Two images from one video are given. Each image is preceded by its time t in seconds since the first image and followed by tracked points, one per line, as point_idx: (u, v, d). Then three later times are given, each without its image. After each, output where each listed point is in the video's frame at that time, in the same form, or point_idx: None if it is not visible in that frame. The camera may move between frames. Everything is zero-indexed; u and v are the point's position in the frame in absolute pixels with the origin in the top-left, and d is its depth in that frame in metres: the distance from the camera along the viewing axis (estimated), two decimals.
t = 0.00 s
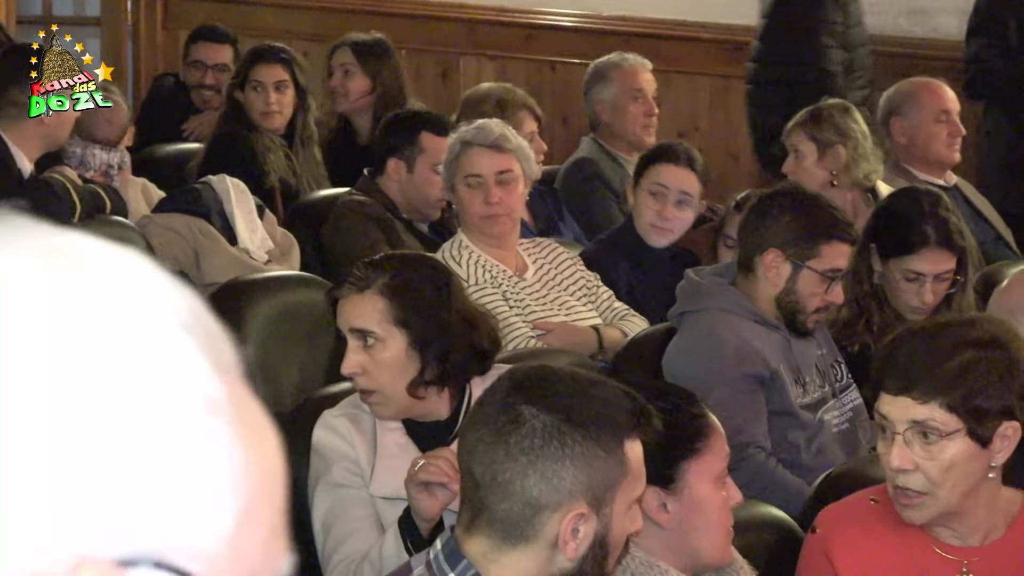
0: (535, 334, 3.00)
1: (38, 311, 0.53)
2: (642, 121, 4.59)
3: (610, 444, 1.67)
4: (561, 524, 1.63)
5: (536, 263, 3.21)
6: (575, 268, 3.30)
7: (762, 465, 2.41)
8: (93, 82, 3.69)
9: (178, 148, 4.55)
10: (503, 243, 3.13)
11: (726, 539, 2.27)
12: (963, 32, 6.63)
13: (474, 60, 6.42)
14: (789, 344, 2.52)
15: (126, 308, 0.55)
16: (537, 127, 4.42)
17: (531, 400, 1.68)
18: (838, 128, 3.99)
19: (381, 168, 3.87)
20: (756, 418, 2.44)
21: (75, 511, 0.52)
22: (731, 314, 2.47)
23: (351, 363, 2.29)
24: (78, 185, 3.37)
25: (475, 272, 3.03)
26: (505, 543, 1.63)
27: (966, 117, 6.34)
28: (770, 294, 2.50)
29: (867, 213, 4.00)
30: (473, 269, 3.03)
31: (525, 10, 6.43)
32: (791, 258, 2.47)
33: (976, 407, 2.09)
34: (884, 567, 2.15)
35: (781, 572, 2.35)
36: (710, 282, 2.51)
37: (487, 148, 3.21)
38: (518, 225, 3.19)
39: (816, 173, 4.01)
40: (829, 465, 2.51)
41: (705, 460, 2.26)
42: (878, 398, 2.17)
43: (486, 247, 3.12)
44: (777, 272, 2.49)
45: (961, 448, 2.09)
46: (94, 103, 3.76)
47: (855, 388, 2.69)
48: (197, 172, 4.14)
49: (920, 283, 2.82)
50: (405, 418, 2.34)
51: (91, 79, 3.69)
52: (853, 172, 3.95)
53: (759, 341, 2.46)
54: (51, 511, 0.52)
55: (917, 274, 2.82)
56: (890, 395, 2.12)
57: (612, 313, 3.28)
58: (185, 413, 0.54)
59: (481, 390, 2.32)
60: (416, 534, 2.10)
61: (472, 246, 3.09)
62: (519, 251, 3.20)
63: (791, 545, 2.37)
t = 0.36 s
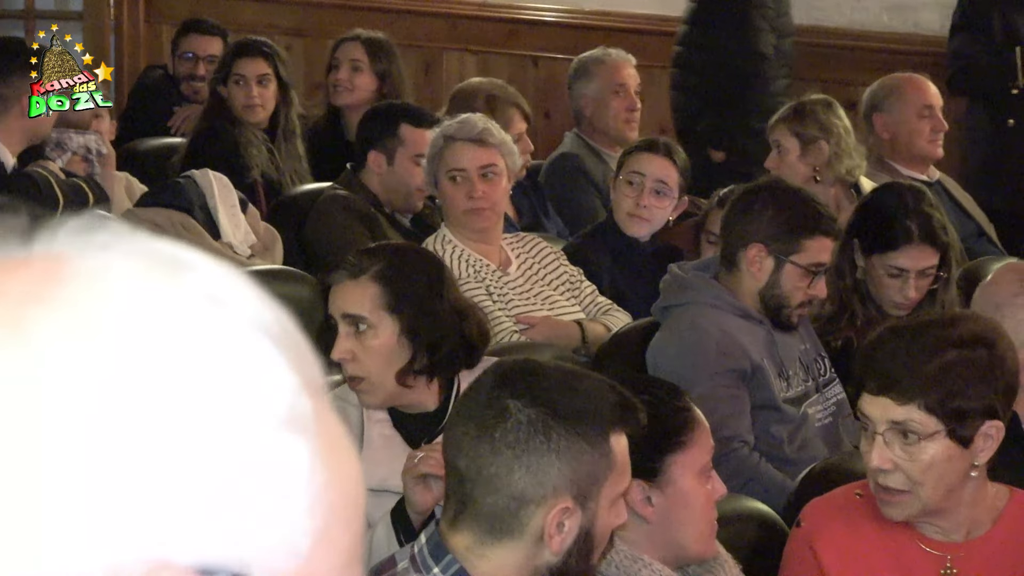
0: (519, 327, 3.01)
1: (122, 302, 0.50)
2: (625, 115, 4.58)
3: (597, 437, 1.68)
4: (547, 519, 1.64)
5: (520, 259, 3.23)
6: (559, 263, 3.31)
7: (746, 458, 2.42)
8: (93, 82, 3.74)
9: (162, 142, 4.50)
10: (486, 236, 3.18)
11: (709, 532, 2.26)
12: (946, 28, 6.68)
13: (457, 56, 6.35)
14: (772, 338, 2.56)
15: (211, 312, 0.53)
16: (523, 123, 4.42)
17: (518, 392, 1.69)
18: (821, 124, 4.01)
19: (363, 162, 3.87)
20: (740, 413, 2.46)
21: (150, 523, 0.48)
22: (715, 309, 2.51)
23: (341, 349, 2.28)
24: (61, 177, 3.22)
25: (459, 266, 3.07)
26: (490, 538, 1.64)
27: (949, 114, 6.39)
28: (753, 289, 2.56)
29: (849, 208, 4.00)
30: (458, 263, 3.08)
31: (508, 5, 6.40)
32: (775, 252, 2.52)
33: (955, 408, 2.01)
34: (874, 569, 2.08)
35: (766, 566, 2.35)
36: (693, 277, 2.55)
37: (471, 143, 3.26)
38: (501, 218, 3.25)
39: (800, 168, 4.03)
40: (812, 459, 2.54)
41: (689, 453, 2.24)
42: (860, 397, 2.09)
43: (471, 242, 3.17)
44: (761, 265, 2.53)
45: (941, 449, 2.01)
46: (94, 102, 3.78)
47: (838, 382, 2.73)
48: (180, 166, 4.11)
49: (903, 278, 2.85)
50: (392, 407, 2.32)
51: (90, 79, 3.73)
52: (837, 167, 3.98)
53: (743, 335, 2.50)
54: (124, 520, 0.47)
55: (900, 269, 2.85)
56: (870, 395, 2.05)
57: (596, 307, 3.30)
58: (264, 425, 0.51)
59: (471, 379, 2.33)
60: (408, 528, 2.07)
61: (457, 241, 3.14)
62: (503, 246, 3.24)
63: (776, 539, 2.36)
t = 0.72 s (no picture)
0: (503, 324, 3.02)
1: (111, 301, 0.52)
2: (611, 112, 4.59)
3: (580, 432, 1.68)
4: (531, 513, 1.64)
5: (505, 256, 3.23)
6: (545, 261, 3.30)
7: (730, 456, 2.44)
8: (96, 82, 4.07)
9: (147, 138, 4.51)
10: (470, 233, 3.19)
11: (696, 529, 2.25)
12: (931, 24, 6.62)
13: (440, 55, 6.42)
14: (757, 334, 2.57)
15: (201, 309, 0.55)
16: (508, 120, 4.43)
17: (501, 388, 1.68)
18: (804, 122, 4.02)
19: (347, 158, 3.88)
20: (724, 409, 2.47)
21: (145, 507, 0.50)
22: (699, 306, 2.52)
23: (398, 322, 2.29)
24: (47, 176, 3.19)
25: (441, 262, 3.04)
26: (475, 532, 1.63)
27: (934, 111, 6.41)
28: (738, 286, 2.57)
29: (833, 206, 3.99)
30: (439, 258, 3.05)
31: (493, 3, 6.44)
32: (759, 249, 2.53)
33: (941, 406, 2.00)
34: (858, 567, 2.05)
35: (750, 562, 2.34)
36: (677, 274, 2.57)
37: (454, 140, 3.27)
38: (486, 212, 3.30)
39: (784, 167, 4.04)
40: (797, 455, 2.55)
41: (675, 449, 2.23)
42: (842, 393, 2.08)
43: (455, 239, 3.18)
44: (745, 262, 2.55)
45: (925, 444, 2.01)
46: (95, 102, 3.91)
47: (823, 378, 2.75)
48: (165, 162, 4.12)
49: (887, 277, 2.87)
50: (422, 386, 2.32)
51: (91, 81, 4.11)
52: (821, 165, 3.97)
53: (728, 333, 2.50)
54: (119, 504, 0.49)
55: (885, 268, 2.86)
56: (853, 390, 2.04)
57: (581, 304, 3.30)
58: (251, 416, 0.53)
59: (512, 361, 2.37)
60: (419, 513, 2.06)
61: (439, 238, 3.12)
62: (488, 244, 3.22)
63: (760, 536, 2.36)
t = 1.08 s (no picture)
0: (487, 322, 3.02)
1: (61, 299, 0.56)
2: (597, 110, 4.60)
3: (565, 430, 1.68)
4: (517, 511, 1.64)
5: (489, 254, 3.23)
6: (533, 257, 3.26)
7: (713, 453, 2.45)
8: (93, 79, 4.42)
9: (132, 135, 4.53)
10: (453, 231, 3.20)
11: (680, 527, 2.25)
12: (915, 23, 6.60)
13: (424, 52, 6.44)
14: (742, 332, 2.57)
15: (150, 300, 0.58)
16: (493, 118, 4.43)
17: (486, 386, 1.67)
18: (788, 121, 4.03)
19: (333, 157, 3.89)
20: (708, 406, 2.48)
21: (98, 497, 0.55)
22: (683, 303, 2.52)
23: (513, 296, 2.43)
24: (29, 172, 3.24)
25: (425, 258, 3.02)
26: (460, 530, 1.63)
27: (918, 110, 6.43)
28: (723, 283, 2.58)
29: (817, 204, 4.01)
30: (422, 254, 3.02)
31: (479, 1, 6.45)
32: (743, 247, 2.54)
33: (928, 401, 2.00)
34: (841, 562, 2.05)
35: (734, 559, 2.36)
36: (662, 270, 2.58)
37: (438, 138, 3.28)
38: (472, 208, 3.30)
39: (768, 165, 4.05)
40: (781, 453, 2.57)
41: (660, 446, 2.23)
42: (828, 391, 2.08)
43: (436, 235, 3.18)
44: (730, 259, 2.56)
45: (911, 440, 2.00)
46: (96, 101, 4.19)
47: (807, 377, 2.74)
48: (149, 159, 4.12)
49: (871, 275, 2.88)
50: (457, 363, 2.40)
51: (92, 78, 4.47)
52: (805, 163, 3.97)
53: (712, 330, 2.51)
54: (71, 494, 0.54)
55: (870, 266, 2.88)
56: (838, 386, 2.04)
57: (567, 302, 3.31)
58: (195, 408, 0.57)
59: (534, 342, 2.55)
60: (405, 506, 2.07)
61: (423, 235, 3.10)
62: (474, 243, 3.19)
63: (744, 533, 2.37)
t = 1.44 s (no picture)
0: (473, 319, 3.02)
1: None
2: (583, 108, 4.61)
3: (549, 425, 1.69)
4: (501, 507, 1.64)
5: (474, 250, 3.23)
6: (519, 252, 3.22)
7: (697, 451, 2.45)
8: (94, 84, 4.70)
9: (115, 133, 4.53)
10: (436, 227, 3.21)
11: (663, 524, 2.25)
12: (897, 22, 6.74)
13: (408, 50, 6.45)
14: (725, 329, 2.59)
15: (83, 290, 0.61)
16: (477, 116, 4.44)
17: (472, 381, 1.68)
18: (768, 118, 4.04)
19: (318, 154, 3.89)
20: (692, 403, 2.49)
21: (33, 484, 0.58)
22: (668, 300, 2.54)
23: (546, 292, 2.43)
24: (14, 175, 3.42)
25: (411, 257, 3.02)
26: (444, 526, 1.63)
27: (903, 108, 6.45)
28: (706, 281, 2.58)
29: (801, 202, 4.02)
30: (410, 253, 3.03)
31: None
32: (727, 244, 2.55)
33: (932, 404, 1.96)
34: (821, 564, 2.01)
35: (716, 557, 2.36)
36: (646, 267, 2.59)
37: (422, 136, 3.30)
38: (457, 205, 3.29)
39: (751, 163, 4.05)
40: (764, 451, 2.58)
41: (643, 443, 2.22)
42: (829, 414, 1.99)
43: (420, 231, 3.18)
44: (713, 257, 2.57)
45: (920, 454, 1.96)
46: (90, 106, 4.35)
47: (791, 374, 2.74)
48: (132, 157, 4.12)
49: (855, 272, 2.89)
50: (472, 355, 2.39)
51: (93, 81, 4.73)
52: (787, 160, 3.97)
53: (696, 327, 2.52)
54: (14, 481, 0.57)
55: (853, 263, 2.89)
56: (847, 411, 1.95)
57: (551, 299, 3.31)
58: (132, 398, 0.61)
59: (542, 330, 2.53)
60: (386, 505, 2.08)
61: (407, 233, 3.10)
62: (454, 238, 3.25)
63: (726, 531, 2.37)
